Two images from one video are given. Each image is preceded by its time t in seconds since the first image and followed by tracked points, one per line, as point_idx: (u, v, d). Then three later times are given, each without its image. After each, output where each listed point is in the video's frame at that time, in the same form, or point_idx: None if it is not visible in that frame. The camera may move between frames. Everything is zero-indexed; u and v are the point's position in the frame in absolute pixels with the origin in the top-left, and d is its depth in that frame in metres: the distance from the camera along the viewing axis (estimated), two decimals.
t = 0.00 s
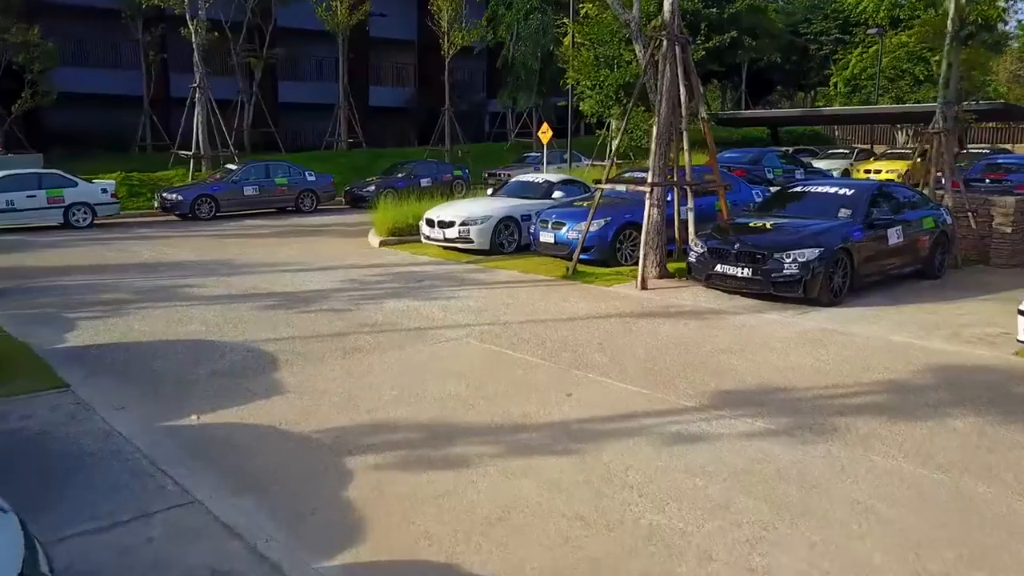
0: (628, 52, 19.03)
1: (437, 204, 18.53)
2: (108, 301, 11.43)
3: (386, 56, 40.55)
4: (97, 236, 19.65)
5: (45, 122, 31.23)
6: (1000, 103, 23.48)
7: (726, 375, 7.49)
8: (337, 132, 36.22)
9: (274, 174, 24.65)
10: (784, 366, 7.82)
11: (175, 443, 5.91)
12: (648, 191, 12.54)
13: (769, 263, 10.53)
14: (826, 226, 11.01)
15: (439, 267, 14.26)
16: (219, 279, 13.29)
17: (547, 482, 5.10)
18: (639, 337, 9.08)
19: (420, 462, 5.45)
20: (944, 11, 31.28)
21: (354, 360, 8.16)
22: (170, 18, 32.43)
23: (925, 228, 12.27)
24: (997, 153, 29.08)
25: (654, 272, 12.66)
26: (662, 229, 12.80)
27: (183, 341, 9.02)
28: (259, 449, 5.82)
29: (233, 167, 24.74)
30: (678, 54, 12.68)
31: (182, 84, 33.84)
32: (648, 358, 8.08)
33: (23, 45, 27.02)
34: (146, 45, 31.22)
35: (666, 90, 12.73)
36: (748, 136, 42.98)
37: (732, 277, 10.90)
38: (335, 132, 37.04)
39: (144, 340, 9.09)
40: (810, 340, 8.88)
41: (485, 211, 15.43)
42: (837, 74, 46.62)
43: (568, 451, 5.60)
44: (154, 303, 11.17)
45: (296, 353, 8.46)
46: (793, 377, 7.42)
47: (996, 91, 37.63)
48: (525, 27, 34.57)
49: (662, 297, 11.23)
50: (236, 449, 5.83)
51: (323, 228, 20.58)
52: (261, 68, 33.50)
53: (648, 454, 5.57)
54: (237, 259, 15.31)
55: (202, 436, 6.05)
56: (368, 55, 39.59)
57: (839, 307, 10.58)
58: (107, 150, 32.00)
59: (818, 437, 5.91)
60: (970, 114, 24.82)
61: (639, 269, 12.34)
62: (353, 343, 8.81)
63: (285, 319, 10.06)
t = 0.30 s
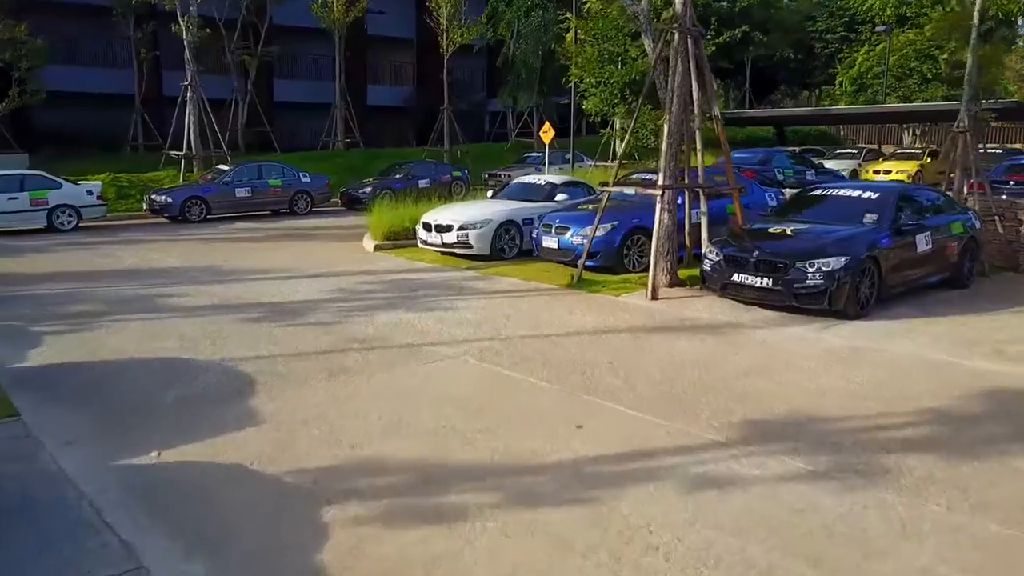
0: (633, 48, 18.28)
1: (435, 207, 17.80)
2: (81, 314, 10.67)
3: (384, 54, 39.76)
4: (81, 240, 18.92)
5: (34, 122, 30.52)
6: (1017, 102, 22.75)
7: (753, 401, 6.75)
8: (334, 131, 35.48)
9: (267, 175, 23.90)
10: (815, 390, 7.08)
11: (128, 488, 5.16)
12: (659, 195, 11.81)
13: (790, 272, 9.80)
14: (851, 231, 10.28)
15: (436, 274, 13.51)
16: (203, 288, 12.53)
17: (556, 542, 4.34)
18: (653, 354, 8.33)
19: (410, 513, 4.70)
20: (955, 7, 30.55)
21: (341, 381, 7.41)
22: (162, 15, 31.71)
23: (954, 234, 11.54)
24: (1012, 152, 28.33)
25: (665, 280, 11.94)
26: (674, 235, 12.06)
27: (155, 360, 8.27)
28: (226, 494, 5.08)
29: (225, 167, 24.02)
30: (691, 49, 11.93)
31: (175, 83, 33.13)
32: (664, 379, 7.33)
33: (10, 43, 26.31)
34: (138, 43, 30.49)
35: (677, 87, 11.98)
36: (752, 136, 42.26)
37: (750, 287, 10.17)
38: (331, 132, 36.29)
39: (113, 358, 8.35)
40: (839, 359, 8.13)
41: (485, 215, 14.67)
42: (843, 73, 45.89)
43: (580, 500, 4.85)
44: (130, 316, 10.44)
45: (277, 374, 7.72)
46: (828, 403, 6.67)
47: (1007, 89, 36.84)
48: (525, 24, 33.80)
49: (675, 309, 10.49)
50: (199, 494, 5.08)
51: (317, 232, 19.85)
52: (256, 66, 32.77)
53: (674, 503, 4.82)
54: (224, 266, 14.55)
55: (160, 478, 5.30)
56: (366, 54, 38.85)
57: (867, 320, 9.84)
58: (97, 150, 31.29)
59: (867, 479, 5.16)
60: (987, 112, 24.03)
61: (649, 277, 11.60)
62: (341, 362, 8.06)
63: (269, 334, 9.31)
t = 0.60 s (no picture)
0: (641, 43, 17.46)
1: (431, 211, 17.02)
2: (49, 327, 9.88)
3: (382, 52, 38.95)
4: (64, 244, 18.14)
5: (22, 122, 29.74)
6: None
7: (787, 435, 5.97)
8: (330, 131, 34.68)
9: (260, 176, 23.14)
10: (855, 421, 6.30)
11: (62, 550, 4.37)
12: (670, 198, 10.99)
13: (816, 284, 9.03)
14: (880, 239, 9.51)
15: (433, 282, 12.74)
16: (183, 296, 11.76)
17: None
18: (671, 376, 7.55)
19: None
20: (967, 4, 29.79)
21: (323, 411, 6.61)
22: (154, 13, 30.93)
23: (987, 241, 10.76)
24: None
25: (677, 289, 11.16)
26: (686, 242, 11.28)
27: (119, 384, 7.47)
28: (177, 558, 4.28)
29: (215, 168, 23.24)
30: (705, 42, 11.09)
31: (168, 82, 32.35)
32: (686, 408, 6.54)
33: None
34: (128, 40, 29.71)
35: (691, 85, 11.16)
36: (757, 136, 41.50)
37: (772, 300, 9.39)
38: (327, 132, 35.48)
39: (72, 382, 7.54)
40: (877, 381, 7.36)
41: (485, 219, 13.91)
42: (849, 71, 45.15)
43: (598, 569, 4.07)
44: (100, 331, 9.64)
45: (253, 401, 6.92)
46: (874, 438, 5.89)
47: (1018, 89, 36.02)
48: (526, 22, 33.08)
49: (690, 322, 9.71)
50: (145, 557, 4.30)
51: (310, 236, 19.06)
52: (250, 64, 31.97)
53: (709, 572, 4.04)
54: (208, 272, 13.78)
55: (102, 535, 4.51)
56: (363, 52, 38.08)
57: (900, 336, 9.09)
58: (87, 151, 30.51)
59: (934, 540, 4.38)
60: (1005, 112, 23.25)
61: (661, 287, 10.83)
62: (325, 387, 7.26)
63: (248, 352, 8.52)
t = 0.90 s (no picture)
0: (648, 39, 16.85)
1: (428, 215, 16.24)
2: (12, 343, 9.10)
3: (380, 51, 38.16)
4: (45, 248, 17.37)
5: (10, 121, 28.95)
6: None
7: (832, 481, 5.19)
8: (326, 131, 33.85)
9: (252, 177, 22.38)
10: (909, 462, 5.51)
11: None
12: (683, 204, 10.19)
13: (847, 298, 8.26)
14: (915, 248, 8.73)
15: (429, 292, 11.97)
16: (162, 307, 10.98)
17: None
18: (693, 403, 6.77)
19: None
20: None
21: (300, 446, 5.84)
22: (145, 9, 30.16)
23: None
24: None
25: (690, 300, 10.38)
26: (700, 249, 10.51)
27: (76, 412, 6.70)
28: None
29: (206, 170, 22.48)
30: (721, 35, 10.28)
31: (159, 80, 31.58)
32: (712, 445, 5.76)
33: None
34: (119, 37, 28.94)
35: (704, 82, 10.35)
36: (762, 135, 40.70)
37: (797, 315, 8.62)
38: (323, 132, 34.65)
39: (24, 410, 6.76)
40: (922, 410, 6.60)
41: (484, 224, 13.14)
42: (855, 70, 44.39)
43: None
44: (66, 347, 8.87)
45: (221, 434, 6.13)
46: (934, 488, 5.11)
47: None
48: (526, 19, 31.89)
49: (707, 338, 8.94)
50: None
51: (303, 240, 18.28)
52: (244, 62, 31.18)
53: None
54: (191, 280, 13.01)
55: None
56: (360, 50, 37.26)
57: (938, 354, 8.33)
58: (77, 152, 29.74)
59: None
60: None
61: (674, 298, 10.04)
62: (305, 416, 6.48)
63: (223, 374, 7.74)
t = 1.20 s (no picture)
0: (655, 33, 15.86)
1: (424, 219, 15.42)
2: None
3: (378, 50, 37.36)
4: (24, 253, 16.58)
5: None
6: None
7: (891, 546, 4.41)
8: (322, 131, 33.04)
9: (243, 179, 21.56)
10: (976, 519, 4.73)
11: None
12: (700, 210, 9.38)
13: (885, 316, 7.47)
14: (957, 260, 7.94)
15: (424, 303, 11.17)
16: (136, 321, 10.18)
17: None
18: (719, 439, 5.99)
19: None
20: None
21: (271, 495, 5.05)
22: (136, 6, 29.37)
23: None
24: None
25: (706, 314, 9.57)
26: (716, 259, 9.71)
27: (20, 449, 5.91)
28: None
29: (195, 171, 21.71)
30: (741, 26, 9.48)
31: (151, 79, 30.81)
32: (746, 497, 4.98)
33: None
34: (108, 35, 28.16)
35: (721, 78, 9.52)
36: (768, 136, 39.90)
37: (828, 334, 7.82)
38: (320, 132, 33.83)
39: None
40: (980, 449, 5.81)
41: (483, 230, 12.34)
42: (862, 70, 43.58)
43: None
44: (24, 368, 8.06)
45: (181, 478, 5.35)
46: (1012, 555, 4.33)
47: None
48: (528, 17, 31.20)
49: (728, 359, 8.13)
50: None
51: (295, 245, 17.49)
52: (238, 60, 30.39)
53: None
54: (172, 289, 12.22)
55: None
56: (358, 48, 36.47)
57: (984, 378, 7.55)
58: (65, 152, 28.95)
59: None
60: None
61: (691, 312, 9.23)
62: (278, 457, 5.69)
63: (190, 402, 6.94)
